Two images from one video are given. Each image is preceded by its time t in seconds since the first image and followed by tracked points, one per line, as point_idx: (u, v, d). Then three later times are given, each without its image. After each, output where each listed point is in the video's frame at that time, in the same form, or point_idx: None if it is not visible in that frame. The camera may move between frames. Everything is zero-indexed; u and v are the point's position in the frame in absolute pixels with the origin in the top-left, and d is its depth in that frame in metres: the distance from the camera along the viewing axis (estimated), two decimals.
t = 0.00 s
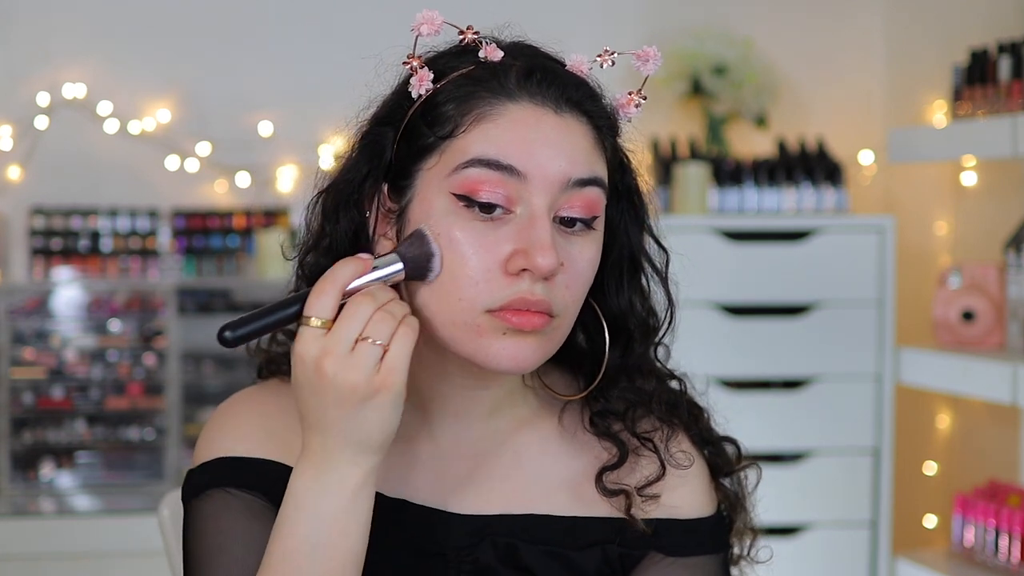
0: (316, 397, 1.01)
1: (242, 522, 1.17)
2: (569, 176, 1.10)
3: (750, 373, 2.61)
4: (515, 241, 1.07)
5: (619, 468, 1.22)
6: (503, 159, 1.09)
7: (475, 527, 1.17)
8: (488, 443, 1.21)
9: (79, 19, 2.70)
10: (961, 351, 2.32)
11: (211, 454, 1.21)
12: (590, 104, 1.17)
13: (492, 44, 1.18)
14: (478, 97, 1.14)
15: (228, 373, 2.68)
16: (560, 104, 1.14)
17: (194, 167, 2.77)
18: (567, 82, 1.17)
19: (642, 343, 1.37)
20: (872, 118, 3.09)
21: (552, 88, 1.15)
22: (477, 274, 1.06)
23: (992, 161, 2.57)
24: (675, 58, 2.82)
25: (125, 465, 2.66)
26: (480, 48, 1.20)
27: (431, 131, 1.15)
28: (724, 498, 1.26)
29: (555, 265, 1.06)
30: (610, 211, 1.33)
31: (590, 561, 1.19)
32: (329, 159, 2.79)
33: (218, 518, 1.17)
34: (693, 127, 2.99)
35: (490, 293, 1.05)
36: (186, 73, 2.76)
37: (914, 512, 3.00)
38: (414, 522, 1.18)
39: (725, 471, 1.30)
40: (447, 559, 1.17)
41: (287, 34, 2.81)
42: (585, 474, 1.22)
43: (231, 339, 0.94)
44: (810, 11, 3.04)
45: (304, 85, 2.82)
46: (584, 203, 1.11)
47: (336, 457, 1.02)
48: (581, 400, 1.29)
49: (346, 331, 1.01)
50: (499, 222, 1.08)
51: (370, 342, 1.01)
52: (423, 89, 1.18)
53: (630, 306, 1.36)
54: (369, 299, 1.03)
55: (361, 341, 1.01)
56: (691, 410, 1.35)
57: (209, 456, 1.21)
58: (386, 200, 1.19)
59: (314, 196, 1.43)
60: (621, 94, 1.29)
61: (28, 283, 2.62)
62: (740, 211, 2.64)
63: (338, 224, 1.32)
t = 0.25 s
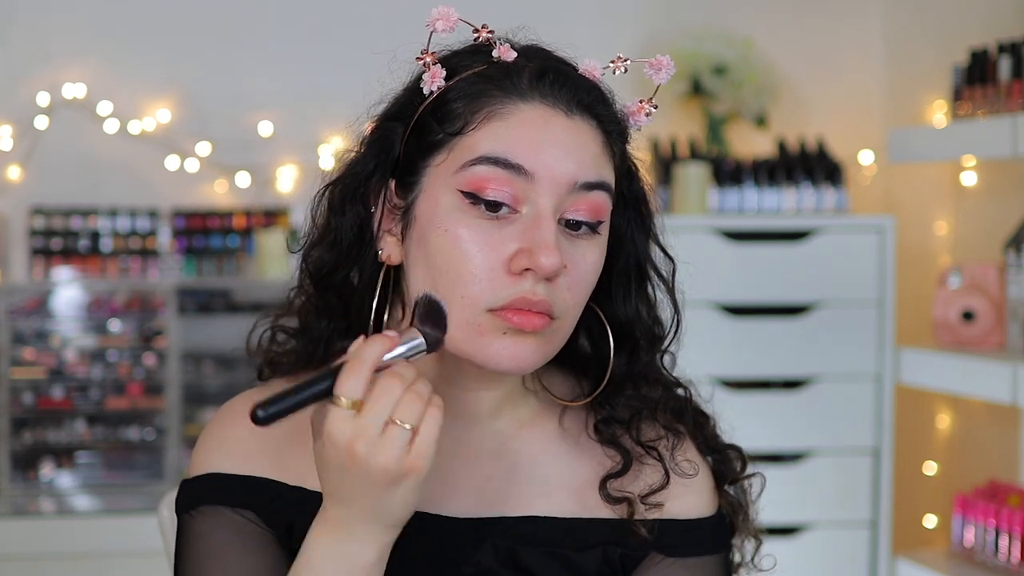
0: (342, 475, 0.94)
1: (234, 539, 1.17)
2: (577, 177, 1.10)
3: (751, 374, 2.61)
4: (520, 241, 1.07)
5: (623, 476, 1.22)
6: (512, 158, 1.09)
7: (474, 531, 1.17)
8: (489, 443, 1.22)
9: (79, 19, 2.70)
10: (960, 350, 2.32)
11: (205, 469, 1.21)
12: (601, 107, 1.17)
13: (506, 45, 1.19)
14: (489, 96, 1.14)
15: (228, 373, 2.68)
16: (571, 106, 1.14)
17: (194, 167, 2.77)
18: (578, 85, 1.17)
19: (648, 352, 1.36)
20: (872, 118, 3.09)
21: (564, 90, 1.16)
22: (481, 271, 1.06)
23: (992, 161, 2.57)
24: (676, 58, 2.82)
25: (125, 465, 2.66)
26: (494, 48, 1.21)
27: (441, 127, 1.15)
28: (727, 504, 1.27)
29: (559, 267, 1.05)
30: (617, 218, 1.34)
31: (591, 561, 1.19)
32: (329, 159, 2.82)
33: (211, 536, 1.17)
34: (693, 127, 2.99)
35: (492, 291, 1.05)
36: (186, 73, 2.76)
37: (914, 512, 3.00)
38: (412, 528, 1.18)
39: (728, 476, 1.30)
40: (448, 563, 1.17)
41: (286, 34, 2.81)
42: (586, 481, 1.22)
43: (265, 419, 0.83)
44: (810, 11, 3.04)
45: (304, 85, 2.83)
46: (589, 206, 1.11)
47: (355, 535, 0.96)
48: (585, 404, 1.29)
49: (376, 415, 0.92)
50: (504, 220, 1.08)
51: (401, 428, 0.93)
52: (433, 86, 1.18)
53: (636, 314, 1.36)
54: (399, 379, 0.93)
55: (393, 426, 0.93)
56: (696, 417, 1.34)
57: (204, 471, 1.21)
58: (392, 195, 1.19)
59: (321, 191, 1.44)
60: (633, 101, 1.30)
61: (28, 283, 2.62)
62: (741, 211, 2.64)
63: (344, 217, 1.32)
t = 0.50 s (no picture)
0: (355, 475, 0.89)
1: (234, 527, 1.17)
2: (571, 177, 1.10)
3: (751, 374, 2.61)
4: (513, 241, 1.06)
5: (622, 474, 1.22)
6: (505, 158, 1.09)
7: (473, 530, 1.18)
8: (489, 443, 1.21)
9: (79, 19, 2.70)
10: (960, 351, 2.32)
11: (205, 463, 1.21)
12: (594, 106, 1.17)
13: (499, 46, 1.19)
14: (483, 97, 1.14)
15: (228, 373, 2.68)
16: (564, 106, 1.14)
17: (194, 167, 2.77)
18: (572, 84, 1.17)
19: (646, 350, 1.36)
20: (872, 118, 3.09)
21: (558, 90, 1.15)
22: (474, 272, 1.06)
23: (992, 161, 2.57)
24: (675, 58, 2.82)
25: (125, 465, 2.66)
26: (487, 48, 1.20)
27: (435, 128, 1.15)
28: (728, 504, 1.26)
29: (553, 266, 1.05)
30: (614, 216, 1.34)
31: (591, 561, 1.19)
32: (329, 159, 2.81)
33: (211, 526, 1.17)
34: (693, 128, 2.99)
35: (486, 290, 1.06)
36: (186, 73, 2.76)
37: (914, 512, 3.00)
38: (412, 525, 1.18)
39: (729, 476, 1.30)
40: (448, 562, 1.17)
41: (287, 34, 2.81)
42: (588, 478, 1.22)
43: (284, 412, 0.78)
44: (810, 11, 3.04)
45: (304, 85, 2.82)
46: (584, 206, 1.11)
47: (362, 520, 0.92)
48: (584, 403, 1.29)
49: (396, 418, 0.87)
50: (498, 221, 1.08)
51: (419, 434, 0.88)
52: (428, 88, 1.18)
53: (634, 312, 1.36)
54: (423, 384, 0.87)
55: (414, 431, 0.87)
56: (696, 417, 1.34)
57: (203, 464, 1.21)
58: (388, 197, 1.19)
59: (316, 194, 1.44)
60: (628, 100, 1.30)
61: (28, 283, 2.62)
62: (740, 211, 2.64)
63: (341, 219, 1.32)
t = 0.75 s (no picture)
0: (324, 413, 0.95)
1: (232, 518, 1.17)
2: (569, 176, 1.10)
3: (751, 374, 2.61)
4: (511, 240, 1.07)
5: (619, 473, 1.22)
6: (504, 156, 1.10)
7: (472, 528, 1.17)
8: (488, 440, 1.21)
9: (79, 20, 2.70)
10: (960, 351, 2.32)
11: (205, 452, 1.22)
12: (593, 104, 1.17)
13: (497, 44, 1.19)
14: (481, 95, 1.14)
15: (228, 373, 2.68)
16: (562, 104, 1.14)
17: (194, 167, 2.77)
18: (570, 82, 1.17)
19: (642, 348, 1.36)
20: (872, 118, 3.09)
21: (556, 87, 1.15)
22: (472, 269, 1.06)
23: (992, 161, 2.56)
24: (675, 58, 2.82)
25: (125, 465, 2.66)
26: (485, 46, 1.20)
27: (434, 127, 1.15)
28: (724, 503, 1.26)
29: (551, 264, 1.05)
30: (610, 215, 1.34)
31: (589, 559, 1.19)
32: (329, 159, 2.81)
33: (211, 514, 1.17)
34: (693, 127, 2.99)
35: (485, 288, 1.05)
36: (186, 73, 2.76)
37: (914, 512, 3.00)
38: (411, 519, 1.18)
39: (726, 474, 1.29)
40: (446, 557, 1.17)
41: (287, 34, 2.81)
42: (585, 476, 1.22)
43: (242, 348, 0.87)
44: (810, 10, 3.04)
45: (304, 85, 2.83)
46: (582, 205, 1.11)
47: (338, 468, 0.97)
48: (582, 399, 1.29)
49: (354, 342, 0.94)
50: (496, 219, 1.08)
51: (382, 357, 0.94)
52: (426, 87, 1.18)
53: (631, 311, 1.36)
54: (375, 313, 0.95)
55: (374, 355, 0.94)
56: (693, 416, 1.34)
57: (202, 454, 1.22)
58: (386, 195, 1.19)
59: (315, 192, 1.44)
60: (625, 99, 1.30)
61: (28, 283, 2.62)
62: (740, 211, 2.64)
63: (340, 217, 1.32)
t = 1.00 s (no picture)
0: (317, 402, 0.96)
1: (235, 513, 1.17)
2: (559, 173, 1.10)
3: (751, 373, 2.61)
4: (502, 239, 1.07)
5: (617, 468, 1.22)
6: (492, 155, 1.10)
7: (472, 525, 1.17)
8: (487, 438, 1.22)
9: (79, 19, 2.70)
10: (960, 351, 2.32)
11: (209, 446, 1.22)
12: (582, 102, 1.17)
13: (485, 45, 1.19)
14: (470, 96, 1.14)
15: (228, 373, 2.68)
16: (551, 103, 1.14)
17: (194, 167, 2.77)
18: (559, 81, 1.17)
19: (637, 343, 1.36)
20: (872, 118, 3.09)
21: (545, 87, 1.15)
22: (466, 269, 1.05)
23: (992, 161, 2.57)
24: (675, 58, 2.82)
25: (125, 465, 2.66)
26: (473, 46, 1.20)
27: (423, 128, 1.15)
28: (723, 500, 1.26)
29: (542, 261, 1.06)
30: (605, 211, 1.34)
31: (587, 558, 1.19)
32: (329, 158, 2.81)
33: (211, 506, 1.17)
34: (693, 127, 2.99)
35: (478, 287, 1.05)
36: (186, 73, 2.76)
37: (914, 512, 3.00)
38: (410, 518, 1.18)
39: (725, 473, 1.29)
40: (445, 555, 1.17)
41: (287, 34, 2.81)
42: (582, 473, 1.22)
43: (241, 341, 0.87)
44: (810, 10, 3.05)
45: (304, 85, 2.82)
46: (573, 202, 1.11)
47: (333, 458, 0.98)
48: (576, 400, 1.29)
49: (357, 343, 0.94)
50: (486, 219, 1.08)
51: (383, 351, 0.95)
52: (416, 88, 1.18)
53: (627, 307, 1.35)
54: (381, 309, 0.95)
55: (375, 354, 0.95)
56: (691, 412, 1.35)
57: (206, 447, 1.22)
58: (379, 197, 1.19)
59: (309, 196, 1.44)
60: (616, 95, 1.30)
61: (28, 283, 2.62)
62: (740, 211, 2.64)
63: (334, 218, 1.32)
